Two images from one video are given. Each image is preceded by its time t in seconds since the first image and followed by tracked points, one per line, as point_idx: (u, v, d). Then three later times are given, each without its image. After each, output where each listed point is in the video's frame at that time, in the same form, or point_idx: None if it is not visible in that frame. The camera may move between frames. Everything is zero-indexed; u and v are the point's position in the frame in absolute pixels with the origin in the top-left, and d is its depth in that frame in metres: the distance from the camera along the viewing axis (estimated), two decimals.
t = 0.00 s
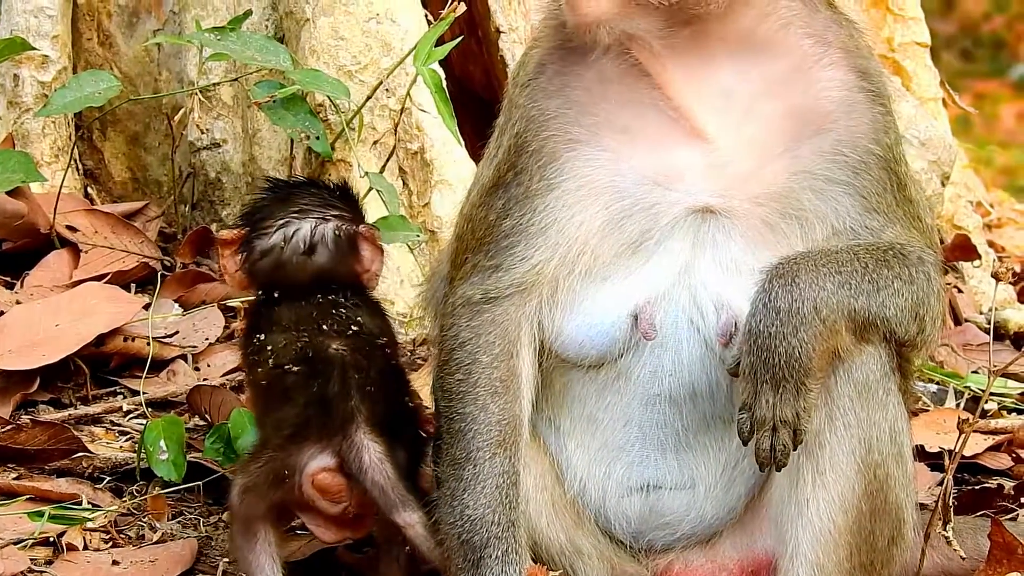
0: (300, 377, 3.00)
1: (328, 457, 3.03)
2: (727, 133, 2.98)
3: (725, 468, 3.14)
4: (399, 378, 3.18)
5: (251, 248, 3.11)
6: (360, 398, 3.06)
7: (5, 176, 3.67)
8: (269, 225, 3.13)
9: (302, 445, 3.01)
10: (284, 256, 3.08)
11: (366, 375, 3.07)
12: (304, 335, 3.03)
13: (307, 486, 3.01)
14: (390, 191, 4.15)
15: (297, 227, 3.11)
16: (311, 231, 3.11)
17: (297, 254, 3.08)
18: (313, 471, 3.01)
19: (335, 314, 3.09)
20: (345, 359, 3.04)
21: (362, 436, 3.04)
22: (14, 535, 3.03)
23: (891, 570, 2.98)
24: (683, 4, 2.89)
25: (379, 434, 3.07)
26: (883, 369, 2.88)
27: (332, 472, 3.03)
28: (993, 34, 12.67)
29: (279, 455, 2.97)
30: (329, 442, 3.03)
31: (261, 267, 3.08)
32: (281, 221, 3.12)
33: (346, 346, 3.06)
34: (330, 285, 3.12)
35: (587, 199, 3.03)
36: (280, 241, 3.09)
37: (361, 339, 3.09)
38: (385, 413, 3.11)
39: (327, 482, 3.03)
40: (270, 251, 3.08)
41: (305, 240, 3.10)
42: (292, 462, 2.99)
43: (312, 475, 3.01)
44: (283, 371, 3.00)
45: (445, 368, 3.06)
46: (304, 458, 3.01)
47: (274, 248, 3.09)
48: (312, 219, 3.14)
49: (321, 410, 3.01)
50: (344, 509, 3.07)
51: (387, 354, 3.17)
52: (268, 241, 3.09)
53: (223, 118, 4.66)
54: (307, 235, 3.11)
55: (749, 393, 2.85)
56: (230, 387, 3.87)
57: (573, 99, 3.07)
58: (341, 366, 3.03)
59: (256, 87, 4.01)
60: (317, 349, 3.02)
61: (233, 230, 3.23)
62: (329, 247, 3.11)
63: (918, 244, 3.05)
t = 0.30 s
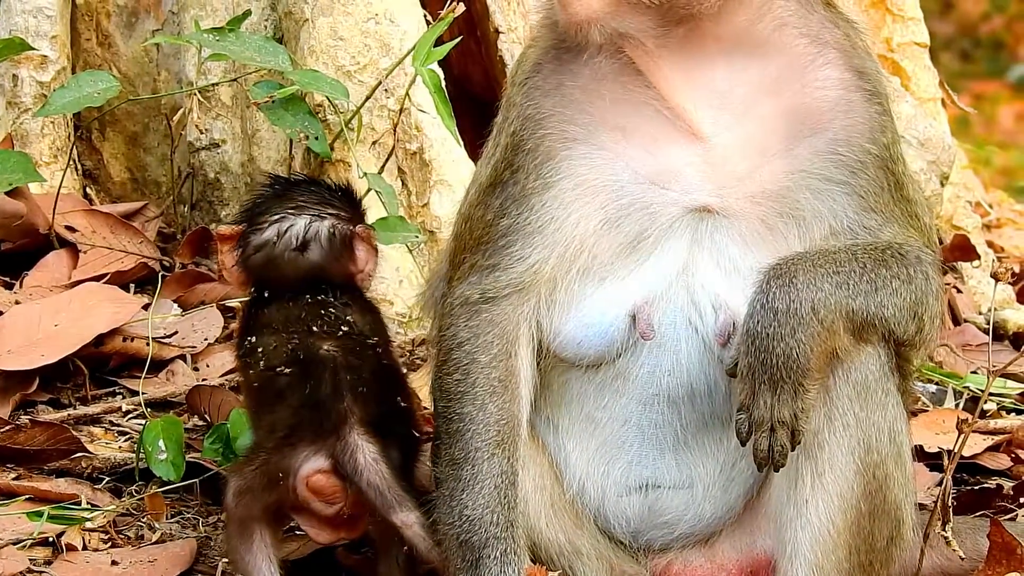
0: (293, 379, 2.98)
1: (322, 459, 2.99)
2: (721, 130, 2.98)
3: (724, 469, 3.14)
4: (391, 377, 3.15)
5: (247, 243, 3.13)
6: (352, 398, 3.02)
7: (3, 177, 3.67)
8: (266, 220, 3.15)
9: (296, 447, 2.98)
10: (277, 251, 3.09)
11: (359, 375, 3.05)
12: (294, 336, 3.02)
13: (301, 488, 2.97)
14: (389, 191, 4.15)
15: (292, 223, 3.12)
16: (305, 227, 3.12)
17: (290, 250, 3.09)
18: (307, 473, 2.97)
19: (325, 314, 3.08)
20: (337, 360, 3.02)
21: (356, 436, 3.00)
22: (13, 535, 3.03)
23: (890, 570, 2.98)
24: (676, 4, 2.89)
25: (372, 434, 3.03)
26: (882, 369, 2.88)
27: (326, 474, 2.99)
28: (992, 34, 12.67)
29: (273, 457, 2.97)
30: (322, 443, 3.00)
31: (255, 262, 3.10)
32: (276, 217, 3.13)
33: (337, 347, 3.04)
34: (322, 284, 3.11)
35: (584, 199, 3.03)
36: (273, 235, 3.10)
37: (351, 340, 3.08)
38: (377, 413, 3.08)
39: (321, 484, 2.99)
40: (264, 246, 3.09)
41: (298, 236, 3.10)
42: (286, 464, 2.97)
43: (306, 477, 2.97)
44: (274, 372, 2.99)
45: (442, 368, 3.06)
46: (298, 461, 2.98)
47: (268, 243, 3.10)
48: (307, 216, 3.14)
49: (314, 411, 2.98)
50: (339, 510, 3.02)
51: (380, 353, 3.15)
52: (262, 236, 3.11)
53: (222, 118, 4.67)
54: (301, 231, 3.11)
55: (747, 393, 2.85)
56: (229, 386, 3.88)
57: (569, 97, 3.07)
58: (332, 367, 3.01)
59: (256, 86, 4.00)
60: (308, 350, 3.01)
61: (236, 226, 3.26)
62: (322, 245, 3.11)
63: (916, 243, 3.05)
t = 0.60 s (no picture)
0: (292, 379, 2.99)
1: (321, 459, 3.00)
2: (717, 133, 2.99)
3: (724, 468, 3.13)
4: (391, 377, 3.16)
5: (255, 235, 3.16)
6: (353, 398, 3.03)
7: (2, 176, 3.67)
8: (274, 211, 3.17)
9: (295, 447, 2.99)
10: (286, 240, 3.11)
11: (359, 375, 3.05)
12: (294, 335, 3.02)
13: (301, 488, 2.99)
14: (388, 191, 4.15)
15: (301, 212, 3.15)
16: (314, 216, 3.15)
17: (299, 237, 3.11)
18: (307, 472, 2.99)
19: (326, 313, 3.07)
20: (337, 360, 3.02)
21: (355, 436, 3.01)
22: (13, 535, 3.03)
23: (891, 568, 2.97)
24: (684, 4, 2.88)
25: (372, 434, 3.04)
26: (881, 368, 2.88)
27: (326, 474, 3.00)
28: (991, 33, 12.67)
29: (273, 457, 2.97)
30: (321, 443, 3.00)
31: (264, 252, 3.12)
32: (285, 207, 3.16)
33: (338, 346, 3.04)
34: (331, 274, 3.13)
35: (581, 200, 3.03)
36: (282, 224, 3.13)
37: (352, 339, 3.07)
38: (378, 413, 3.08)
39: (321, 484, 3.00)
40: (272, 235, 3.12)
41: (307, 224, 3.13)
42: (286, 463, 2.98)
43: (306, 477, 2.99)
44: (275, 371, 3.00)
45: (439, 370, 3.07)
46: (298, 461, 2.99)
47: (277, 233, 3.12)
48: (315, 206, 3.17)
49: (314, 412, 2.99)
50: (339, 509, 3.04)
51: (381, 353, 3.15)
52: (271, 225, 3.13)
53: (220, 118, 4.68)
54: (310, 220, 3.14)
55: (745, 394, 2.84)
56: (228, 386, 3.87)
57: (563, 98, 3.07)
58: (333, 367, 3.01)
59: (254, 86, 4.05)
60: (309, 351, 3.01)
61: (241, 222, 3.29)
62: (331, 233, 3.13)
63: (914, 242, 3.05)
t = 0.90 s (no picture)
0: (289, 381, 2.99)
1: (319, 462, 2.98)
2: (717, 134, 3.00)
3: (724, 467, 3.13)
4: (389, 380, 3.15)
5: (255, 236, 3.15)
6: (350, 402, 3.02)
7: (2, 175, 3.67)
8: (273, 212, 3.17)
9: (292, 450, 2.97)
10: (290, 239, 3.12)
11: (356, 378, 3.04)
12: (292, 337, 3.02)
13: (297, 490, 2.96)
14: (388, 190, 4.15)
15: (302, 211, 3.16)
16: (316, 215, 3.17)
17: (303, 236, 3.13)
18: (303, 475, 2.96)
19: (323, 314, 3.08)
20: (335, 362, 3.02)
21: (354, 439, 2.99)
22: (13, 534, 3.03)
23: (891, 565, 2.97)
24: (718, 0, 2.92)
25: (370, 438, 3.03)
26: (881, 366, 2.88)
27: (322, 476, 2.97)
28: (991, 31, 12.67)
29: (270, 460, 2.95)
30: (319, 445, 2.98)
31: (267, 253, 3.12)
32: (285, 208, 3.17)
33: (336, 347, 3.03)
34: (335, 272, 3.15)
35: (581, 200, 3.03)
36: (285, 224, 3.13)
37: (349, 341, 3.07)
38: (375, 416, 3.08)
39: (318, 486, 2.96)
40: (276, 235, 3.12)
41: (311, 223, 3.14)
42: (283, 466, 2.96)
43: (302, 479, 2.96)
44: (271, 374, 3.00)
45: (438, 370, 3.07)
46: (295, 464, 2.97)
47: (280, 233, 3.13)
48: (316, 205, 3.19)
49: (312, 416, 2.98)
50: (336, 513, 2.98)
51: (377, 355, 3.14)
52: (273, 226, 3.14)
53: (220, 117, 4.68)
54: (312, 219, 3.15)
55: (746, 392, 2.84)
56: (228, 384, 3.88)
57: (563, 100, 3.07)
58: (331, 370, 3.00)
59: (253, 86, 4.07)
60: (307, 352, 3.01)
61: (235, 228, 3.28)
62: (334, 232, 3.15)
63: (913, 240, 3.05)
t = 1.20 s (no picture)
0: (274, 395, 2.99)
1: (305, 479, 2.99)
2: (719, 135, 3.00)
3: (723, 466, 3.13)
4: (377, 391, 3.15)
5: (259, 231, 3.15)
6: (334, 420, 3.02)
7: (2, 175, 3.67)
8: (277, 207, 3.17)
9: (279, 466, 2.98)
10: (292, 235, 3.11)
11: (338, 396, 3.03)
12: (275, 349, 3.01)
13: (285, 507, 2.96)
14: (387, 189, 4.15)
15: (305, 207, 3.15)
16: (319, 210, 3.16)
17: (306, 232, 3.12)
18: (291, 493, 2.96)
19: (307, 323, 3.04)
20: (318, 377, 3.00)
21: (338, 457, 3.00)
22: (14, 534, 3.03)
23: (890, 565, 2.96)
24: (731, 2, 2.96)
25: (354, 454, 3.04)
26: (881, 364, 2.88)
27: (309, 493, 2.98)
28: (990, 30, 12.67)
29: (257, 476, 2.95)
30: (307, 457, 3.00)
31: (269, 249, 3.11)
32: (288, 203, 3.16)
33: (319, 362, 3.01)
34: (336, 269, 3.14)
35: (581, 199, 3.03)
36: (287, 219, 3.12)
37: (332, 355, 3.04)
38: (360, 430, 3.08)
39: (305, 503, 2.97)
40: (278, 230, 3.11)
41: (313, 218, 3.14)
42: (270, 483, 2.96)
43: (290, 497, 2.96)
44: (257, 387, 3.00)
45: (439, 369, 3.06)
46: (281, 481, 2.97)
47: (282, 228, 3.12)
48: (319, 201, 3.18)
49: (296, 433, 2.99)
50: (325, 527, 3.00)
51: (362, 366, 3.10)
52: (276, 220, 3.13)
53: (220, 116, 4.68)
54: (315, 214, 3.15)
55: (748, 389, 2.84)
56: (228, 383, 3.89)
57: (565, 99, 3.07)
58: (313, 386, 3.00)
59: (254, 86, 4.04)
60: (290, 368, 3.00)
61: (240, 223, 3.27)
62: (336, 228, 3.14)
63: (912, 240, 3.05)
